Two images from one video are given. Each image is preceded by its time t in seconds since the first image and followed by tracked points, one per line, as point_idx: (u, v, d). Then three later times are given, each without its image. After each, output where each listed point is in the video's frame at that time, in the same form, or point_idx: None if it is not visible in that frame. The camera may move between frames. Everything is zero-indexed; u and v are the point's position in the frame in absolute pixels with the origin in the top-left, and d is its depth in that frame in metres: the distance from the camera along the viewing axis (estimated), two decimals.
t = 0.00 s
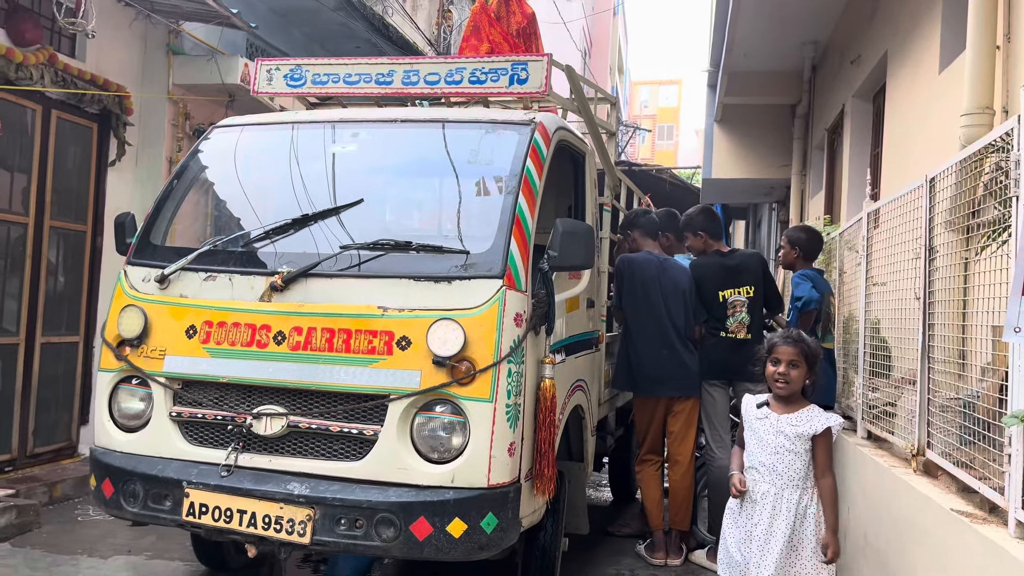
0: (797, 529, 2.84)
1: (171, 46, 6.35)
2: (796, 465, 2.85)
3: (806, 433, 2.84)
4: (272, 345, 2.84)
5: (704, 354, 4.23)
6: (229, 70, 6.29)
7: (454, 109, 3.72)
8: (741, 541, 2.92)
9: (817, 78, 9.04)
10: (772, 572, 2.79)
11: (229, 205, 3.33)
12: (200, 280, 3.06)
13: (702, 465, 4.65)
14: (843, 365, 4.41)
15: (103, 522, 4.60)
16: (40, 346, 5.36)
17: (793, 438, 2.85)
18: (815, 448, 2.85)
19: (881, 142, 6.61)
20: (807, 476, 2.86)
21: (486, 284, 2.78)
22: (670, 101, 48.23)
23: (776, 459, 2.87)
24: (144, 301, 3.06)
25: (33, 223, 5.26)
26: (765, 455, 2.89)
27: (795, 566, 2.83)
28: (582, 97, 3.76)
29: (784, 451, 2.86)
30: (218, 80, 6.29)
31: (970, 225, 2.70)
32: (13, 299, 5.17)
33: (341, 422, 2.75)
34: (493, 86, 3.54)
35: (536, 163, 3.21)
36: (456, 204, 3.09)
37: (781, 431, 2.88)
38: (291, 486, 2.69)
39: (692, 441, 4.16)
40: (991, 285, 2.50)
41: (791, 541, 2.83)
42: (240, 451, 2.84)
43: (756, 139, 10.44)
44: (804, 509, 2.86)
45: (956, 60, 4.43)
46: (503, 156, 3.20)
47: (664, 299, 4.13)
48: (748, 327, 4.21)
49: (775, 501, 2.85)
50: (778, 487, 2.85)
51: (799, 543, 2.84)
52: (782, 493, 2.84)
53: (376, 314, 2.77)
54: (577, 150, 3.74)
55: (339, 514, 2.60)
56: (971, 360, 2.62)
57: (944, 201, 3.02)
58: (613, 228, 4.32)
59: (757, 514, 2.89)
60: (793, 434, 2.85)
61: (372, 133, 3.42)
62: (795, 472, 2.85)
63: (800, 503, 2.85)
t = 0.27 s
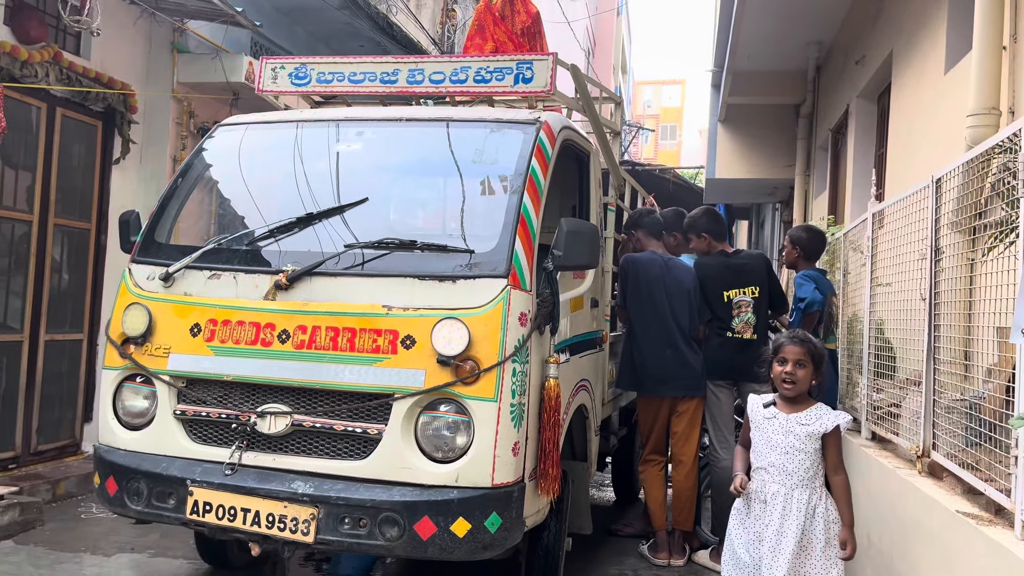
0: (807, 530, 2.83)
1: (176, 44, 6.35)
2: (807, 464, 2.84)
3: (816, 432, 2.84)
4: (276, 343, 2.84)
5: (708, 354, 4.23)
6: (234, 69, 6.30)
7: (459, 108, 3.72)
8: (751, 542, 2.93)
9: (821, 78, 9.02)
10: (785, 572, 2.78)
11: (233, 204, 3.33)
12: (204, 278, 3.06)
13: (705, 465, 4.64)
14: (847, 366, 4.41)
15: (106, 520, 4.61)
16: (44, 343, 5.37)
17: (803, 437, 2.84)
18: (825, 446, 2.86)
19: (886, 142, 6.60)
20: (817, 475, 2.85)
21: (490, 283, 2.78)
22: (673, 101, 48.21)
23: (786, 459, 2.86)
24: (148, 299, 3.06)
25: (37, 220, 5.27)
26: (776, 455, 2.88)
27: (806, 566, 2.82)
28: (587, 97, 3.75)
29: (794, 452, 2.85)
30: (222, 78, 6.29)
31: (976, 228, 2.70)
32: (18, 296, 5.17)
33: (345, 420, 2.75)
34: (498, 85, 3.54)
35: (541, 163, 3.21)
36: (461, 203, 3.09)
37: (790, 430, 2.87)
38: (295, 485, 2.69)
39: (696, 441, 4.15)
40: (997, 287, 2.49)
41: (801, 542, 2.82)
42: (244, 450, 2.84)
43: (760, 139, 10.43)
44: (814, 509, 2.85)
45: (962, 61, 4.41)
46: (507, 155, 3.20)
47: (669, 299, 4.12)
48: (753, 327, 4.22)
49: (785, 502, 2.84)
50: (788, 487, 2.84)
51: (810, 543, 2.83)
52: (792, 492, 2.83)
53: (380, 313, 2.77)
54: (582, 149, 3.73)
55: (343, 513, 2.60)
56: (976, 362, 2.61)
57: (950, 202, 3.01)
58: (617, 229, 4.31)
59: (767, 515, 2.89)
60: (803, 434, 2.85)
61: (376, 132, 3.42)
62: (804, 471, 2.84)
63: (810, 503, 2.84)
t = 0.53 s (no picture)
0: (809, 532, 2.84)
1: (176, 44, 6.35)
2: (808, 466, 2.85)
3: (817, 434, 2.84)
4: (276, 343, 2.84)
5: (708, 355, 4.22)
6: (235, 69, 6.30)
7: (460, 109, 3.72)
8: (752, 545, 2.91)
9: (822, 79, 9.02)
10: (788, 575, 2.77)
11: (234, 204, 3.33)
12: (205, 278, 3.06)
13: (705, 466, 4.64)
14: (848, 367, 4.40)
15: (106, 519, 4.61)
16: (44, 343, 5.37)
17: (805, 439, 2.85)
18: (828, 448, 2.88)
19: (886, 143, 6.60)
20: (818, 477, 2.86)
21: (491, 283, 2.78)
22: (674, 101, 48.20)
23: (788, 461, 2.86)
24: (149, 298, 3.06)
25: (38, 219, 5.27)
26: (778, 457, 2.88)
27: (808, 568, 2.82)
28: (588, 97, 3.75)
29: (796, 453, 2.85)
30: (223, 78, 6.29)
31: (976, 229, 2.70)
32: (18, 296, 5.17)
33: (345, 420, 2.75)
34: (499, 86, 3.54)
35: (542, 163, 3.21)
36: (461, 203, 3.09)
37: (793, 431, 2.87)
38: (295, 484, 2.69)
39: (696, 442, 4.15)
40: (997, 289, 2.50)
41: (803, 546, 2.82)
42: (244, 449, 2.84)
43: (761, 139, 10.42)
44: (816, 511, 2.85)
45: (963, 62, 4.41)
46: (508, 156, 3.20)
47: (670, 299, 4.12)
48: (754, 328, 4.23)
49: (787, 504, 2.84)
50: (789, 488, 2.84)
51: (811, 545, 2.83)
52: (795, 494, 2.84)
53: (381, 313, 2.77)
54: (582, 149, 3.73)
55: (343, 513, 2.60)
56: (976, 363, 2.62)
57: (950, 204, 3.01)
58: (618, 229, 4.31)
59: (769, 518, 2.88)
60: (805, 435, 2.85)
61: (378, 132, 3.42)
62: (806, 473, 2.85)
63: (811, 504, 2.85)
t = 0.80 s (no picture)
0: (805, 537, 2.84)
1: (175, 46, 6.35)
2: (806, 470, 2.85)
3: (816, 439, 2.84)
4: (274, 346, 2.84)
5: (707, 358, 4.22)
6: (234, 71, 6.30)
7: (458, 111, 3.72)
8: (750, 547, 2.93)
9: (821, 81, 9.03)
10: None
11: (232, 206, 3.33)
12: (203, 281, 3.06)
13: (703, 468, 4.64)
14: (845, 370, 4.40)
15: (105, 522, 4.60)
16: (42, 345, 5.37)
17: (804, 444, 2.85)
18: (827, 452, 2.86)
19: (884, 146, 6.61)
20: (817, 481, 2.86)
21: (489, 286, 2.78)
22: (673, 103, 48.25)
23: (787, 465, 2.86)
24: (146, 301, 3.06)
25: (36, 222, 5.27)
26: (776, 461, 2.88)
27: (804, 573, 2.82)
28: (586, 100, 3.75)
29: (795, 458, 2.85)
30: (222, 80, 6.29)
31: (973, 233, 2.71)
32: (16, 298, 5.17)
33: (343, 423, 2.75)
34: (497, 89, 3.54)
35: (540, 166, 3.21)
36: (459, 206, 3.09)
37: (792, 435, 2.87)
38: (293, 487, 2.68)
39: (694, 444, 4.15)
40: (994, 292, 2.50)
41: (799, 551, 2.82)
42: (242, 452, 2.84)
43: (759, 142, 10.44)
44: (813, 516, 2.85)
45: (961, 65, 4.42)
46: (506, 159, 3.20)
47: (669, 303, 4.13)
48: (753, 331, 4.20)
49: (784, 508, 2.84)
50: (787, 492, 2.84)
51: (807, 549, 2.83)
52: (793, 499, 2.84)
53: (378, 316, 2.77)
54: (581, 152, 3.74)
55: (340, 516, 2.60)
56: (974, 366, 2.62)
57: (948, 207, 3.02)
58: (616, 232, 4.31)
59: (766, 521, 2.89)
60: (804, 439, 2.85)
61: (376, 135, 3.42)
62: (805, 478, 2.84)
63: (809, 509, 2.85)
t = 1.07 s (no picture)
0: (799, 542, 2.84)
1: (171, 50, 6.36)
2: (800, 476, 2.84)
3: (810, 444, 2.83)
4: (269, 351, 2.84)
5: (703, 362, 4.22)
6: (230, 75, 6.26)
7: (454, 116, 3.72)
8: (744, 552, 2.91)
9: (817, 86, 9.04)
10: None
11: (229, 211, 3.33)
12: (198, 285, 3.05)
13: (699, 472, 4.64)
14: (842, 374, 4.40)
15: (100, 527, 4.59)
16: (38, 350, 5.36)
17: (798, 449, 2.84)
18: (820, 456, 2.84)
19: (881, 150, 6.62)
20: (811, 487, 2.85)
21: (484, 291, 2.78)
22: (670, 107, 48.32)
23: (781, 470, 2.85)
24: (141, 306, 3.06)
25: (32, 226, 5.26)
26: (771, 465, 2.87)
27: None
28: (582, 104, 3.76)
29: (789, 463, 2.85)
30: (219, 85, 6.27)
31: (968, 237, 2.71)
32: (12, 303, 5.16)
33: (338, 428, 2.74)
34: (493, 93, 3.55)
35: (535, 171, 3.21)
36: (455, 210, 3.09)
37: (786, 439, 2.86)
38: (288, 493, 2.68)
39: (690, 448, 4.15)
40: (988, 297, 2.51)
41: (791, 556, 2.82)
42: (237, 458, 2.83)
43: (756, 146, 10.45)
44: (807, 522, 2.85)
45: (956, 70, 4.43)
46: (502, 164, 3.20)
47: (665, 307, 4.13)
48: (747, 336, 4.19)
49: (777, 512, 2.84)
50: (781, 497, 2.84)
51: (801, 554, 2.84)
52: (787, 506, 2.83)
53: (373, 320, 2.77)
54: (577, 157, 3.74)
55: (335, 521, 2.60)
56: (969, 372, 2.62)
57: (942, 212, 3.02)
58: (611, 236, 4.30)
59: (760, 525, 2.89)
60: (798, 444, 2.84)
61: (372, 139, 3.42)
62: (800, 484, 2.83)
63: (803, 515, 2.84)
